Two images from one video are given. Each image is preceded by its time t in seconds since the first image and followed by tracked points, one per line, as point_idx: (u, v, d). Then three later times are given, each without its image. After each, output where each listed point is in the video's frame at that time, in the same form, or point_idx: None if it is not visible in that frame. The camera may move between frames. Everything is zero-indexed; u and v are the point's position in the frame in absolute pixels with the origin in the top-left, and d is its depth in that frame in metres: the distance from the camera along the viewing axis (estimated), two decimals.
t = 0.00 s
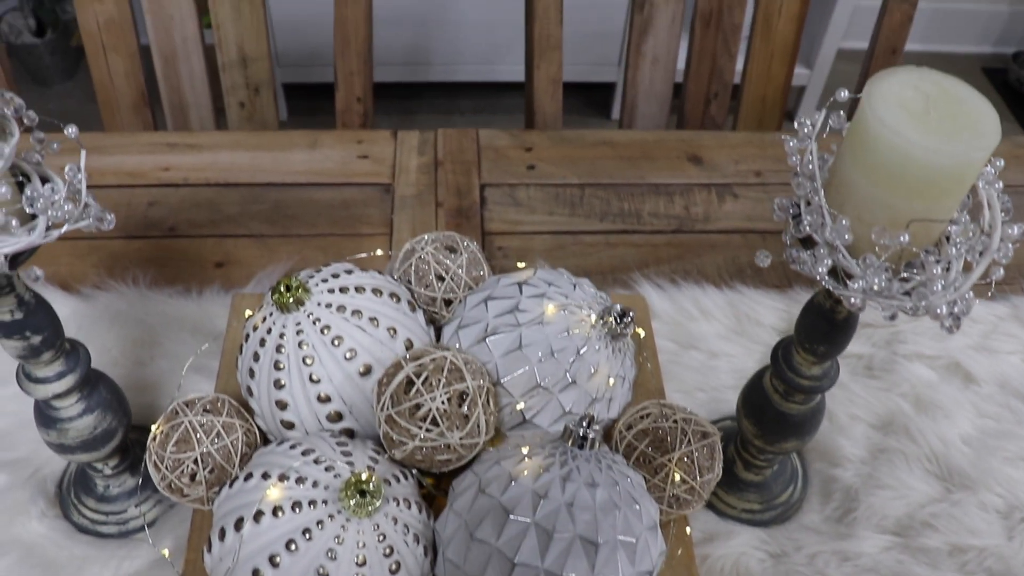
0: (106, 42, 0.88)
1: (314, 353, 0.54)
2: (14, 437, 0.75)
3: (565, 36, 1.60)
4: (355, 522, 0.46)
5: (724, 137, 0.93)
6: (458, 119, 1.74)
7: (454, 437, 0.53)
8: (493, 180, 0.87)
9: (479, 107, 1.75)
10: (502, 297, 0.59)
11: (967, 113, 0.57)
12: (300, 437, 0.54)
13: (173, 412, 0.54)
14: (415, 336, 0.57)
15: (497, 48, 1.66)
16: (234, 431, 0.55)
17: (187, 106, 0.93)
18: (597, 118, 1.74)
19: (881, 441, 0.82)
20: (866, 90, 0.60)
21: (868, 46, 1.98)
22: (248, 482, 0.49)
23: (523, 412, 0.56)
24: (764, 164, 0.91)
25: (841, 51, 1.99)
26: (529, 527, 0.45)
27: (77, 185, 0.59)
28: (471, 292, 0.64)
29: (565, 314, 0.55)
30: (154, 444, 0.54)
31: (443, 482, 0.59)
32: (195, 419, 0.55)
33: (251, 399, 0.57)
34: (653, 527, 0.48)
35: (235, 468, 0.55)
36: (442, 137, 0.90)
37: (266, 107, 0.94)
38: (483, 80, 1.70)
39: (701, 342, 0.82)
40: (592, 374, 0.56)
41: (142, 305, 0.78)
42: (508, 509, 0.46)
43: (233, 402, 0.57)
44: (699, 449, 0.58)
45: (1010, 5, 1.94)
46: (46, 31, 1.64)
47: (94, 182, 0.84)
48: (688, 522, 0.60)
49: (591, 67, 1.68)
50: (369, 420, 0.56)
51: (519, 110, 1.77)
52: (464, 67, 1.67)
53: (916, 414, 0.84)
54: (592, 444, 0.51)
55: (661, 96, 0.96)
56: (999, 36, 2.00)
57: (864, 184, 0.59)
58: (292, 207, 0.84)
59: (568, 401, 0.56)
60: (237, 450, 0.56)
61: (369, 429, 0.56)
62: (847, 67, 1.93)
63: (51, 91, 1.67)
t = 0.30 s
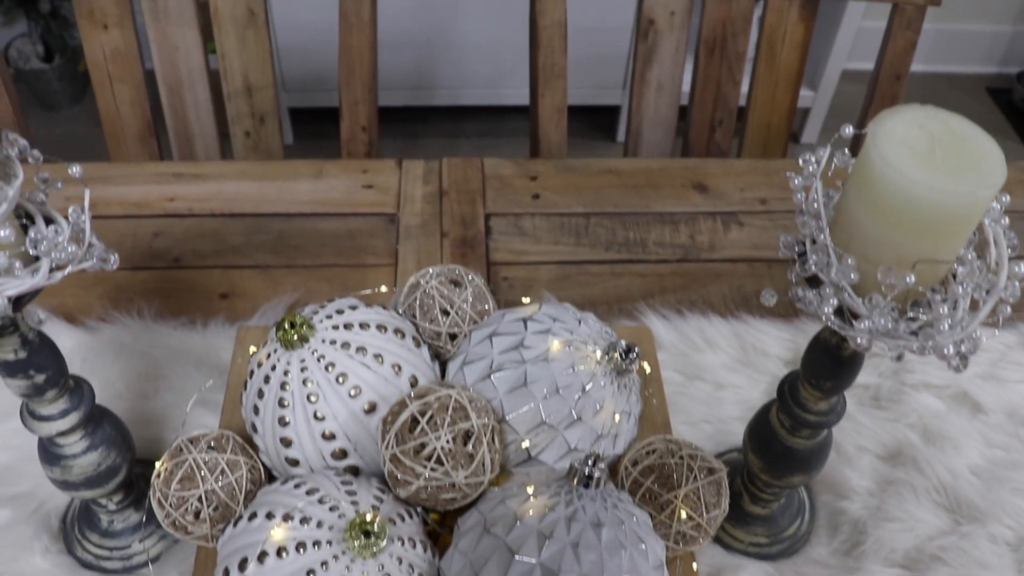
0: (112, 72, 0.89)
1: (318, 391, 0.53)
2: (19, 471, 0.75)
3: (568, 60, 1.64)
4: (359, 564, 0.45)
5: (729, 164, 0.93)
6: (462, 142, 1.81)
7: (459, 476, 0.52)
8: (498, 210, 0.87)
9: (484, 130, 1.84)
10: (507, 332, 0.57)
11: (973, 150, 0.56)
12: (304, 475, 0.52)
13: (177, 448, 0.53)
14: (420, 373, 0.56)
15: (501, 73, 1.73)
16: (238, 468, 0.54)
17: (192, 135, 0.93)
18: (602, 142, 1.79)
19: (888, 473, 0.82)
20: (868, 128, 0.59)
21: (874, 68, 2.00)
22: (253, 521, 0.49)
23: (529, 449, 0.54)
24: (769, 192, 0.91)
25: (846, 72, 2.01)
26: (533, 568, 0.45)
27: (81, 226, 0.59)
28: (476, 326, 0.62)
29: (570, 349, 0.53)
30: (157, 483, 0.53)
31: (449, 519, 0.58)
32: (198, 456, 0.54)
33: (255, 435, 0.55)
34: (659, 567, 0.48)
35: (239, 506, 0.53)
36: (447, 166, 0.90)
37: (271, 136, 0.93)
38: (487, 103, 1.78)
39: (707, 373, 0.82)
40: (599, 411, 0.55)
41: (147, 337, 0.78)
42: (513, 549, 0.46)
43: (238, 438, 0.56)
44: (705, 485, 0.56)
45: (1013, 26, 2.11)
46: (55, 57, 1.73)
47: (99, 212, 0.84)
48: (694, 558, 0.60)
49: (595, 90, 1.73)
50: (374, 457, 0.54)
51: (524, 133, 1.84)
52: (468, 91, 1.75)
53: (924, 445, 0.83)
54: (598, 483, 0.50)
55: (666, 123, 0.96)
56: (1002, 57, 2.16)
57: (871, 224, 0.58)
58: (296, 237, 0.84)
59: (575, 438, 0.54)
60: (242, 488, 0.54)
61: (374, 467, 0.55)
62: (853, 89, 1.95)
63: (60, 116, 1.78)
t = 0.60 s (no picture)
0: (117, 100, 0.90)
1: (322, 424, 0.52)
2: (23, 502, 0.75)
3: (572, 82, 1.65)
4: None
5: (733, 190, 0.93)
6: (465, 163, 1.82)
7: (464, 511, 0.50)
8: (502, 237, 0.87)
9: (489, 151, 1.84)
10: (511, 365, 0.56)
11: (977, 187, 0.56)
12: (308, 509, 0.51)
13: (180, 483, 0.52)
14: (424, 406, 0.55)
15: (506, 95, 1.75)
16: (242, 502, 0.52)
17: (197, 162, 0.93)
18: (606, 163, 1.79)
19: (895, 502, 0.81)
20: (871, 165, 0.58)
21: (878, 87, 2.01)
22: (255, 557, 0.47)
23: (533, 483, 0.53)
24: (773, 217, 0.91)
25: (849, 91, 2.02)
26: None
27: (85, 262, 0.58)
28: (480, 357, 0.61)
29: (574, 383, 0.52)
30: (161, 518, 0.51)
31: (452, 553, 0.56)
32: (202, 489, 0.52)
33: (259, 467, 0.54)
34: None
35: (243, 540, 0.52)
36: (451, 193, 0.90)
37: (275, 162, 0.93)
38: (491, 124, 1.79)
39: (713, 402, 0.82)
40: (603, 444, 0.54)
41: (151, 367, 0.79)
42: None
43: (242, 471, 0.55)
44: (710, 518, 0.55)
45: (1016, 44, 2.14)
46: (62, 80, 1.75)
47: (103, 240, 0.85)
48: None
49: (598, 111, 1.73)
50: (379, 490, 0.52)
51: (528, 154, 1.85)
52: (473, 112, 1.77)
53: (931, 474, 0.82)
54: (601, 517, 0.50)
55: (669, 148, 0.96)
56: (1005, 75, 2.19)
57: (874, 262, 0.58)
58: (301, 265, 0.84)
59: (579, 472, 0.53)
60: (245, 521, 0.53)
61: (379, 501, 0.53)
62: (857, 108, 1.95)
63: (65, 138, 1.78)
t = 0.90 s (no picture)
0: (121, 127, 0.90)
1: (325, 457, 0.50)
2: (25, 533, 0.75)
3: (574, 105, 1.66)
4: None
5: (735, 216, 0.93)
6: (469, 186, 1.82)
7: (467, 545, 0.48)
8: (505, 264, 0.87)
9: (492, 174, 1.85)
10: (513, 395, 0.54)
11: (980, 222, 0.55)
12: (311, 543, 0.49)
13: (183, 514, 0.50)
14: (428, 438, 0.53)
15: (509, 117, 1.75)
16: (245, 534, 0.51)
17: (200, 188, 0.93)
18: (609, 185, 1.79)
19: (900, 531, 0.81)
20: (873, 198, 0.58)
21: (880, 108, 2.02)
22: None
23: (537, 516, 0.51)
24: (776, 243, 0.91)
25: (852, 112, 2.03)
26: None
27: (88, 297, 0.57)
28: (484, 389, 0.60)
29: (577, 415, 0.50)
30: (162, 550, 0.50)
31: None
32: (205, 521, 0.50)
33: (262, 500, 0.53)
34: None
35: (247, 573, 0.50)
36: (454, 220, 0.91)
37: (278, 189, 0.94)
38: (494, 147, 1.80)
39: (716, 431, 0.82)
40: (606, 475, 0.51)
41: (154, 397, 0.78)
42: None
43: (245, 504, 0.53)
44: (715, 550, 0.54)
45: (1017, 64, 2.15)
46: (67, 103, 1.77)
47: (107, 267, 0.85)
48: None
49: (600, 134, 1.74)
50: (382, 523, 0.51)
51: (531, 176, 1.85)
52: (476, 134, 1.77)
53: (936, 503, 0.82)
54: (605, 552, 0.49)
55: (671, 174, 0.96)
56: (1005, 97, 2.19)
57: (877, 296, 0.57)
58: (304, 292, 0.84)
59: (582, 505, 0.51)
60: (249, 554, 0.51)
61: (382, 533, 0.51)
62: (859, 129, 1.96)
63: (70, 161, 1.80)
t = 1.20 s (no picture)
0: (124, 154, 0.91)
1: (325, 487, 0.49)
2: (24, 562, 0.75)
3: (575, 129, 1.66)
4: None
5: (736, 242, 0.93)
6: (471, 210, 1.82)
7: None
8: (506, 291, 0.87)
9: (493, 198, 1.85)
10: (514, 426, 0.53)
11: (978, 255, 0.55)
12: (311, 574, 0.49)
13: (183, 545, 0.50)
14: (429, 468, 0.52)
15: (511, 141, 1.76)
16: (245, 566, 0.51)
17: (202, 215, 0.94)
18: (610, 209, 1.80)
19: (903, 559, 0.80)
20: (872, 232, 0.57)
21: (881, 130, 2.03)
22: None
23: (537, 547, 0.50)
24: (777, 269, 0.91)
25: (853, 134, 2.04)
26: None
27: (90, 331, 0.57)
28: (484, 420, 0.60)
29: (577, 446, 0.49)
30: None
31: None
32: (205, 553, 0.50)
33: (262, 530, 0.52)
34: None
35: None
36: (455, 247, 0.91)
37: (280, 216, 0.94)
38: (496, 171, 1.80)
39: (716, 458, 0.81)
40: (606, 506, 0.51)
41: (155, 426, 0.78)
42: None
43: (245, 534, 0.53)
44: None
45: (1017, 86, 2.15)
46: (71, 128, 1.78)
47: (109, 294, 0.86)
48: None
49: (601, 158, 1.74)
50: (382, 554, 0.50)
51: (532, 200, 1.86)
52: (477, 159, 1.78)
53: (938, 530, 0.82)
54: None
55: (672, 200, 0.96)
56: (1006, 118, 2.20)
57: (876, 328, 0.57)
58: (305, 320, 0.85)
59: (582, 536, 0.50)
60: None
61: (383, 563, 0.51)
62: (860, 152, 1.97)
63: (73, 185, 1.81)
